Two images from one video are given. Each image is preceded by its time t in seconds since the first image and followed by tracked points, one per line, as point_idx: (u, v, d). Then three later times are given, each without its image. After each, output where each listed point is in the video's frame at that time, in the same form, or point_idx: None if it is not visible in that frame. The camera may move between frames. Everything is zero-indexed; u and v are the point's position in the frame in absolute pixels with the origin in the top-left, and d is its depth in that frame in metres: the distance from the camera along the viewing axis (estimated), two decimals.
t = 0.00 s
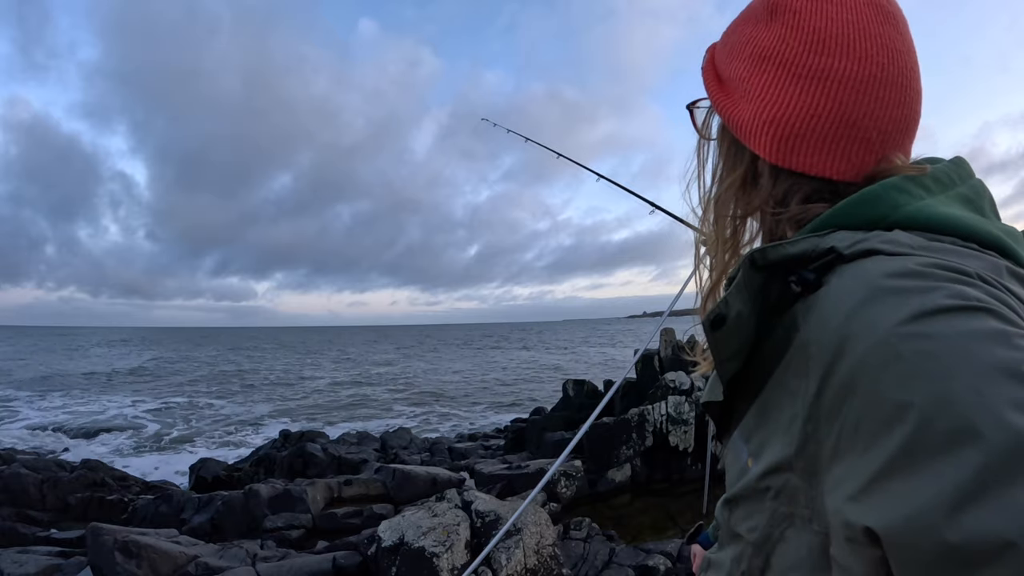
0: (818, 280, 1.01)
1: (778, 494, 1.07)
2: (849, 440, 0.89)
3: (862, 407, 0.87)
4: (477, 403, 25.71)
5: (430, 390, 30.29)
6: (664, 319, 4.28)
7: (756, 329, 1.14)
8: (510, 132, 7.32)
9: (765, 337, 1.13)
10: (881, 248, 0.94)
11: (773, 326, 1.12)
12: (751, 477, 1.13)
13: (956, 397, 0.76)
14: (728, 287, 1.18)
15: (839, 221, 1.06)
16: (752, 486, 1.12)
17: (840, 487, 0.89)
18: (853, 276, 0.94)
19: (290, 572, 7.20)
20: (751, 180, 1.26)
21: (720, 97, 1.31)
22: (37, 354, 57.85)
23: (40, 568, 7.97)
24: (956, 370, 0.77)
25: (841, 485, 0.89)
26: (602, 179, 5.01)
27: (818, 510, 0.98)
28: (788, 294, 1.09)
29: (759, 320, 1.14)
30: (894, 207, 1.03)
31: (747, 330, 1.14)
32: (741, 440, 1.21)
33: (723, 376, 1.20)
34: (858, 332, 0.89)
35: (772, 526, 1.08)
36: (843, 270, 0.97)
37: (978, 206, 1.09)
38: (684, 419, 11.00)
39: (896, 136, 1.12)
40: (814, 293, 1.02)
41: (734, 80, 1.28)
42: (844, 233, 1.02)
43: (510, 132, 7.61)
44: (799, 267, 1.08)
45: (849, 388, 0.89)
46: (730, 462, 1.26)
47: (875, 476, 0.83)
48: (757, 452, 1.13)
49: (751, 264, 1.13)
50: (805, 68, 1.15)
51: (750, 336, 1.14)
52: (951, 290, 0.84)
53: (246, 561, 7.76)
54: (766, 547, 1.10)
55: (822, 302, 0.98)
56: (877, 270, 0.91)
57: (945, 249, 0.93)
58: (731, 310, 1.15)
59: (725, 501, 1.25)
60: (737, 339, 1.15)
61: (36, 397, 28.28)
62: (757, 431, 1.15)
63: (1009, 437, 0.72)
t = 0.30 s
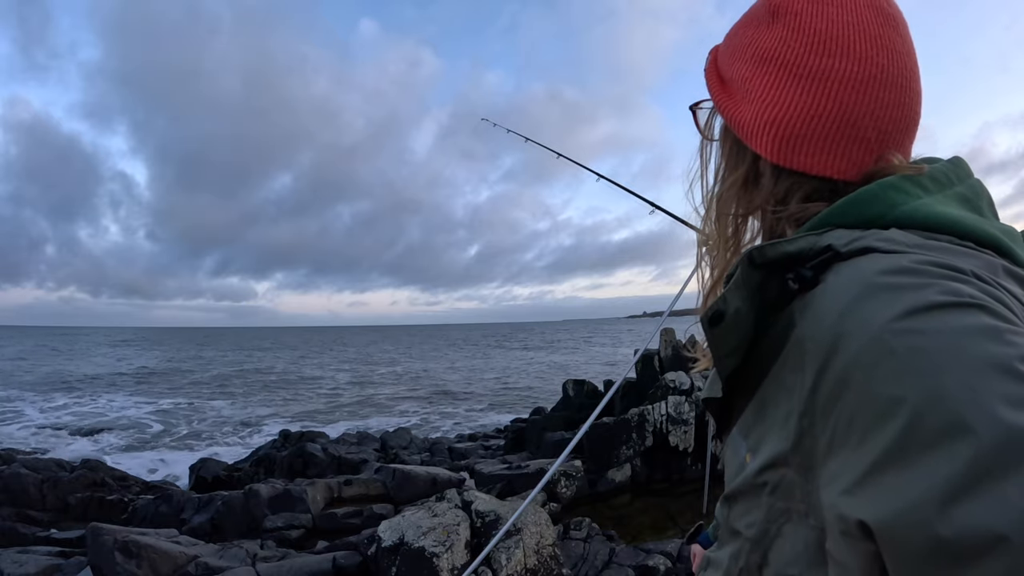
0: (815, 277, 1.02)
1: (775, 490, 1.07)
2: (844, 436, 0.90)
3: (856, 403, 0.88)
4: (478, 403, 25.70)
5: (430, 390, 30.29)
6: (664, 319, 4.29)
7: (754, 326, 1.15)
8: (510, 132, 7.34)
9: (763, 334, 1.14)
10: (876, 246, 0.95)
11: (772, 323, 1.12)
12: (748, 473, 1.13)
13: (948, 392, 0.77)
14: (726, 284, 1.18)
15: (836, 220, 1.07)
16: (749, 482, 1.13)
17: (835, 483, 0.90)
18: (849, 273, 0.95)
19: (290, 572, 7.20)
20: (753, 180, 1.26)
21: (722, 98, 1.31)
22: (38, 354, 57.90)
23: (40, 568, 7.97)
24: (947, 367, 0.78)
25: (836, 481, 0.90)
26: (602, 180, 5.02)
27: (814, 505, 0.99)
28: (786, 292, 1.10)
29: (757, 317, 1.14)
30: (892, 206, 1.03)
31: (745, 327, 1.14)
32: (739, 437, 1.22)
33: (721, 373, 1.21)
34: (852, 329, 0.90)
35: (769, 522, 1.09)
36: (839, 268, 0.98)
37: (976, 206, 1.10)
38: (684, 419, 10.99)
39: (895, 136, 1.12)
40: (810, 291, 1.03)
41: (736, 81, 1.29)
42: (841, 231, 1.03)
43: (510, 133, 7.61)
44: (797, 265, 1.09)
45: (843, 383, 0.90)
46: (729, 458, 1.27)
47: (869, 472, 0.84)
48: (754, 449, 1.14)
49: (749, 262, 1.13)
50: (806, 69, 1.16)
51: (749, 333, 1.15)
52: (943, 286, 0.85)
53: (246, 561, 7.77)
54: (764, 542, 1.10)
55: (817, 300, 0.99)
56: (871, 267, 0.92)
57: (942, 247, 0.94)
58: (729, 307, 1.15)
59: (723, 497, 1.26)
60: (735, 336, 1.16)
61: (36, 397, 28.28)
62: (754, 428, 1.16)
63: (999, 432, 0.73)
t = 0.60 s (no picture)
0: (818, 275, 1.02)
1: (778, 488, 1.08)
2: (846, 434, 0.90)
3: (859, 401, 0.88)
4: (478, 403, 25.70)
5: (430, 390, 30.30)
6: (664, 319, 4.30)
7: (757, 323, 1.15)
8: (510, 132, 7.31)
9: (765, 332, 1.14)
10: (879, 244, 0.96)
11: (775, 321, 1.12)
12: (750, 471, 1.14)
13: (950, 388, 0.78)
14: (730, 283, 1.19)
15: (839, 218, 1.07)
16: (751, 481, 1.14)
17: (838, 480, 0.90)
18: (853, 271, 0.95)
19: (290, 572, 7.21)
20: (758, 177, 1.27)
21: (726, 96, 1.32)
22: (39, 355, 58.04)
23: (40, 568, 7.98)
24: (950, 363, 0.79)
25: (838, 479, 0.90)
26: (602, 179, 5.02)
27: (817, 503, 0.99)
28: (789, 290, 1.10)
29: (760, 315, 1.14)
30: (893, 206, 1.04)
31: (748, 325, 1.15)
32: (741, 435, 1.22)
33: (724, 370, 1.21)
34: (855, 325, 0.90)
35: (771, 520, 1.09)
36: (842, 266, 0.98)
37: (978, 205, 1.10)
38: (684, 419, 10.99)
39: (897, 135, 1.13)
40: (814, 289, 1.03)
41: (740, 79, 1.29)
42: (845, 230, 1.04)
43: (510, 133, 7.62)
44: (799, 263, 1.09)
45: (847, 381, 0.90)
46: (731, 456, 1.27)
47: (871, 468, 0.84)
48: (757, 447, 1.14)
49: (752, 260, 1.14)
50: (811, 68, 1.16)
51: (752, 330, 1.15)
52: (946, 284, 0.86)
53: (245, 561, 7.78)
54: (766, 542, 1.11)
55: (821, 298, 0.99)
56: (875, 265, 0.93)
57: (945, 246, 0.94)
58: (733, 305, 1.16)
59: (725, 496, 1.26)
60: (738, 334, 1.16)
61: (36, 397, 28.28)
62: (757, 427, 1.16)
63: (1004, 429, 0.73)
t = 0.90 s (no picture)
0: (822, 275, 1.03)
1: (781, 489, 1.08)
2: (851, 435, 0.90)
3: (863, 401, 0.88)
4: (478, 403, 25.69)
5: (430, 390, 30.28)
6: (664, 319, 4.31)
7: (760, 324, 1.15)
8: (510, 132, 7.33)
9: (769, 330, 1.14)
10: (882, 245, 0.96)
11: (778, 321, 1.13)
12: (752, 473, 1.14)
13: (956, 389, 0.78)
14: (734, 282, 1.19)
15: (842, 219, 1.08)
16: (754, 480, 1.14)
17: (841, 481, 0.91)
18: (857, 271, 0.96)
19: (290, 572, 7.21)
20: (761, 176, 1.27)
21: (730, 95, 1.32)
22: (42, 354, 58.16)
23: (40, 568, 7.98)
24: (954, 362, 0.79)
25: (843, 480, 0.90)
26: (602, 180, 5.05)
27: (821, 504, 0.99)
28: (793, 291, 1.10)
29: (764, 315, 1.14)
30: (897, 206, 1.04)
31: (751, 325, 1.15)
32: (744, 436, 1.22)
33: (727, 371, 1.22)
34: (860, 326, 0.90)
35: (775, 522, 1.09)
36: (847, 266, 0.99)
37: (981, 206, 1.11)
38: (684, 419, 11.00)
39: (901, 135, 1.13)
40: (817, 289, 1.03)
41: (744, 77, 1.29)
42: (848, 230, 1.05)
43: (511, 132, 7.64)
44: (802, 263, 1.10)
45: (851, 382, 0.90)
46: (733, 457, 1.28)
47: (876, 469, 0.84)
48: (759, 447, 1.14)
49: (755, 261, 1.14)
50: (814, 66, 1.17)
51: (755, 330, 1.15)
52: (951, 285, 0.86)
53: (246, 561, 7.78)
54: (769, 543, 1.11)
55: (825, 298, 0.99)
56: (879, 266, 0.93)
57: (948, 246, 0.94)
58: (736, 305, 1.16)
59: (727, 497, 1.26)
60: (741, 334, 1.17)
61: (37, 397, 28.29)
62: (759, 428, 1.17)
63: (1009, 430, 0.73)
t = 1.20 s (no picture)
0: (825, 275, 1.03)
1: (783, 489, 1.08)
2: (855, 435, 0.91)
3: (868, 401, 0.88)
4: (478, 403, 25.68)
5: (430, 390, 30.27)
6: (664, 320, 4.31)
7: (763, 324, 1.15)
8: (510, 133, 7.35)
9: (772, 330, 1.14)
10: (885, 244, 0.97)
11: (781, 321, 1.13)
12: (754, 473, 1.14)
13: (960, 389, 0.78)
14: (736, 282, 1.20)
15: (845, 218, 1.08)
16: (756, 481, 1.14)
17: (844, 481, 0.91)
18: (860, 271, 0.96)
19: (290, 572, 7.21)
20: (764, 175, 1.27)
21: (733, 93, 1.32)
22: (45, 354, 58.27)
23: (40, 568, 7.98)
24: (959, 363, 0.79)
25: (846, 480, 0.91)
26: (602, 179, 5.06)
27: (823, 504, 1.00)
28: (796, 290, 1.10)
29: (767, 315, 1.15)
30: (900, 205, 1.04)
31: (754, 325, 1.15)
32: (746, 436, 1.23)
33: (730, 370, 1.22)
34: (863, 326, 0.91)
35: (776, 522, 1.10)
36: (849, 266, 0.99)
37: (984, 206, 1.11)
38: (684, 419, 11.01)
39: (903, 134, 1.14)
40: (820, 289, 1.04)
41: (748, 75, 1.29)
42: (851, 229, 1.05)
43: (511, 132, 7.65)
44: (805, 263, 1.10)
45: (854, 382, 0.91)
46: (734, 457, 1.28)
47: (879, 469, 0.85)
48: (761, 447, 1.15)
49: (758, 260, 1.14)
50: (818, 64, 1.17)
51: (758, 331, 1.16)
52: (954, 285, 0.86)
53: (246, 561, 7.79)
54: (771, 543, 1.11)
55: (827, 298, 1.00)
56: (881, 266, 0.93)
57: (950, 246, 0.95)
58: (739, 304, 1.17)
59: (728, 497, 1.27)
60: (745, 333, 1.17)
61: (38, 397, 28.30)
62: (761, 429, 1.17)
63: (1012, 430, 0.74)
